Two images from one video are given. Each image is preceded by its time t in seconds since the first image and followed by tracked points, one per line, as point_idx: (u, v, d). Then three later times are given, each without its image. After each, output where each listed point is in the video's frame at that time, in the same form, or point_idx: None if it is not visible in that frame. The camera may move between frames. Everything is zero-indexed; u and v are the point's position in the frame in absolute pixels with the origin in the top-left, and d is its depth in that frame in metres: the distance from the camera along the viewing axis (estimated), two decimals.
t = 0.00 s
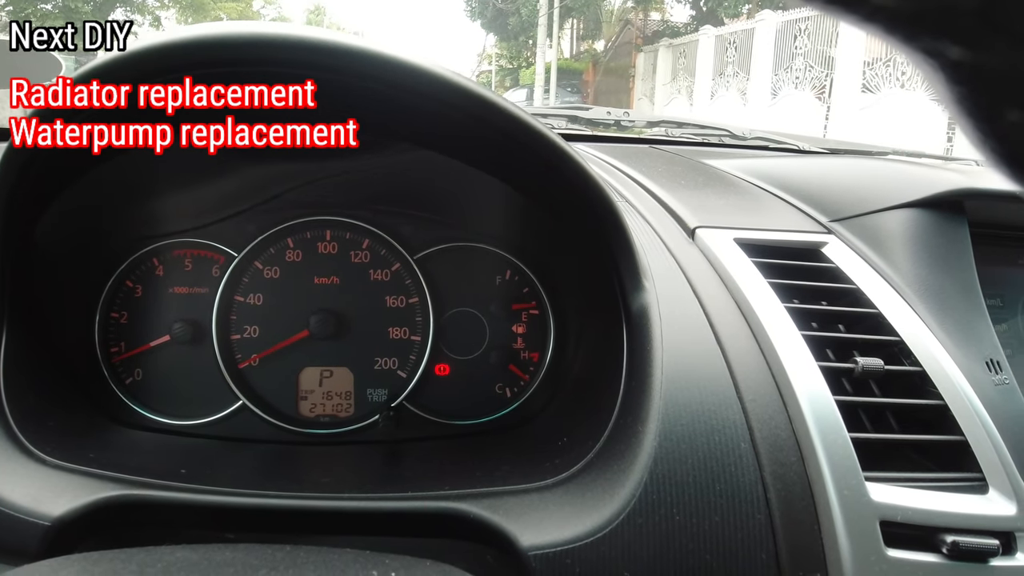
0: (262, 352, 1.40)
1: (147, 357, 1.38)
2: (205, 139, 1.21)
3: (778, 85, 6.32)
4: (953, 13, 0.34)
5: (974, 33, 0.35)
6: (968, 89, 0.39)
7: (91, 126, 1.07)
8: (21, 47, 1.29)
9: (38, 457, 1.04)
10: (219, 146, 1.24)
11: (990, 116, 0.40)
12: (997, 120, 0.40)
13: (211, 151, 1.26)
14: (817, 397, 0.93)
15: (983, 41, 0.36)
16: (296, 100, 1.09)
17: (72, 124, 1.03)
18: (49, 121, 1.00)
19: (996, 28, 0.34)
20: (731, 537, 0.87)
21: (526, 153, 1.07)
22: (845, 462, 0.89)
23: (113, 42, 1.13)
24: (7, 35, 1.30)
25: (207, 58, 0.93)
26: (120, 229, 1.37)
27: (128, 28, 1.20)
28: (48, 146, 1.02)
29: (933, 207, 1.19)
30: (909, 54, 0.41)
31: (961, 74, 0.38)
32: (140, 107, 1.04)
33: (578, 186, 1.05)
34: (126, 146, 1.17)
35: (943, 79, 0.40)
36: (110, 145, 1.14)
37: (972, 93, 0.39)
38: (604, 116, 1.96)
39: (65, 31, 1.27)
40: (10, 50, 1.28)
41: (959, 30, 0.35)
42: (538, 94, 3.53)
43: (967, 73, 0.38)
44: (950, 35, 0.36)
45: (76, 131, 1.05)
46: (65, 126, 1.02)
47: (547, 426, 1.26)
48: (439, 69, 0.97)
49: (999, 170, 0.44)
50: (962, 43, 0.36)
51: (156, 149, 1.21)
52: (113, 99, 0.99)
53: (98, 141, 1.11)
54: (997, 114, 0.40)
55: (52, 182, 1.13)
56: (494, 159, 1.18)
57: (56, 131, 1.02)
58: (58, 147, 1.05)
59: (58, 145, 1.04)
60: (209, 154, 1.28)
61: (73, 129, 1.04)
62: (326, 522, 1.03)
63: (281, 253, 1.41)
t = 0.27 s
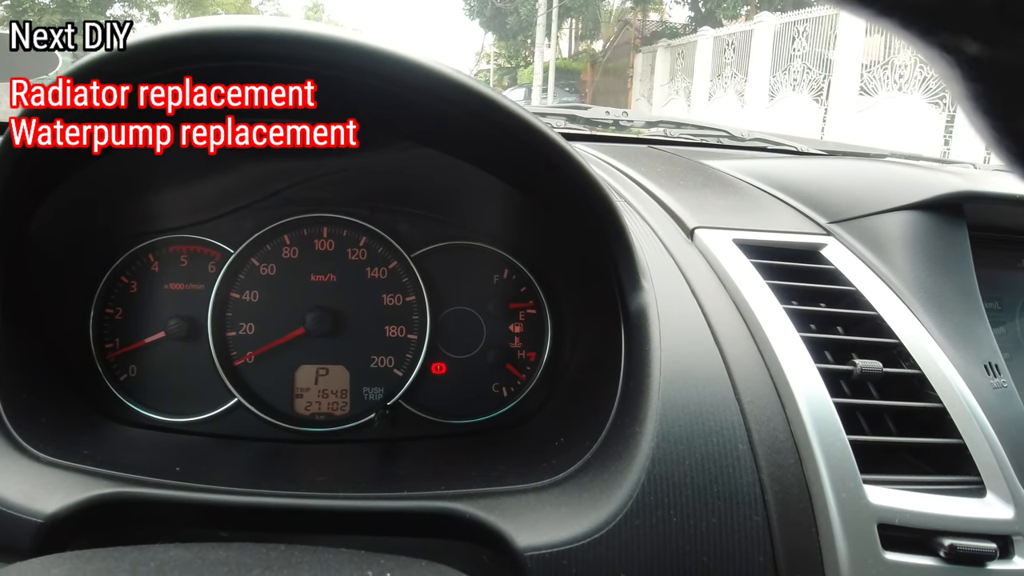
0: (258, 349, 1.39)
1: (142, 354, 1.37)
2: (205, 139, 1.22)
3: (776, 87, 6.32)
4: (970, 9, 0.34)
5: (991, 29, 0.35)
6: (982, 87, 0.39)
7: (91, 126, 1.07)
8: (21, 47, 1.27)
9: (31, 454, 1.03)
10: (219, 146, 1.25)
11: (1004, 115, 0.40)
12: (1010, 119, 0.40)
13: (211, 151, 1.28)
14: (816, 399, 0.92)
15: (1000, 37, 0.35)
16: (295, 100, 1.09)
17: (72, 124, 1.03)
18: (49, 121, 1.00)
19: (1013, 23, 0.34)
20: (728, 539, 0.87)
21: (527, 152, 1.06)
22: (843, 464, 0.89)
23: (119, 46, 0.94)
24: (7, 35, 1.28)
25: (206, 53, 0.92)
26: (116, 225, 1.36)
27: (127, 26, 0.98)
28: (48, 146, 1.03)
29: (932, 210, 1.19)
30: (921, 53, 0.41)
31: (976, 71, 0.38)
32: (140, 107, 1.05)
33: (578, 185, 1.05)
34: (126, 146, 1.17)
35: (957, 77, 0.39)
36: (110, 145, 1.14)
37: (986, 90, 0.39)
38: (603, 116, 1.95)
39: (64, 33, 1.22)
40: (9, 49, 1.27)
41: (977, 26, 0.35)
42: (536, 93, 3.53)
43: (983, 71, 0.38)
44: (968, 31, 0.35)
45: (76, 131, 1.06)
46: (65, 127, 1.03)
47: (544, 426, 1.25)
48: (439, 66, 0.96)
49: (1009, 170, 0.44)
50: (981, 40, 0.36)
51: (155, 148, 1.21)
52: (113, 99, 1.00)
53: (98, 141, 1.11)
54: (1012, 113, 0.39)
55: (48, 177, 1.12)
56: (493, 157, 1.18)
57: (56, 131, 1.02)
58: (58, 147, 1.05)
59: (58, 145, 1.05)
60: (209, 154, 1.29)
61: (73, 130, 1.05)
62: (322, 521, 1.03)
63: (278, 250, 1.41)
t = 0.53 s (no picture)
0: (260, 346, 1.39)
1: (144, 351, 1.37)
2: (205, 139, 1.23)
3: (778, 85, 6.32)
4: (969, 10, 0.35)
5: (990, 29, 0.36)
6: (979, 88, 0.40)
7: (91, 126, 1.08)
8: (21, 47, 1.27)
9: (33, 450, 1.03)
10: (219, 146, 1.26)
11: (1002, 114, 0.41)
12: (1009, 118, 0.41)
13: (211, 151, 1.28)
14: (816, 397, 0.93)
15: (998, 38, 0.36)
16: (295, 100, 1.10)
17: (72, 124, 1.03)
18: (49, 121, 1.00)
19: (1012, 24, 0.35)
20: (728, 537, 0.87)
21: (528, 150, 1.06)
22: (843, 462, 0.89)
23: (111, 42, 0.95)
24: (6, 35, 1.27)
25: (208, 50, 0.92)
26: (118, 222, 1.36)
27: (128, 26, 0.96)
28: (48, 146, 1.03)
29: (934, 208, 1.19)
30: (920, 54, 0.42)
31: (974, 72, 0.39)
32: (140, 107, 1.06)
33: (579, 183, 1.05)
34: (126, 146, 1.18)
35: (955, 78, 0.40)
36: (110, 145, 1.15)
37: (985, 90, 0.39)
38: (605, 114, 1.95)
39: (65, 33, 1.22)
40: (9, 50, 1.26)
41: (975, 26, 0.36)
42: (538, 90, 3.52)
43: (982, 72, 0.38)
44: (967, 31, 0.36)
45: (76, 130, 1.06)
46: (65, 126, 1.03)
47: (544, 423, 1.26)
48: (440, 64, 0.96)
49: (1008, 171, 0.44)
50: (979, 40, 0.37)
51: (155, 148, 1.22)
52: (113, 99, 1.01)
53: (98, 141, 1.12)
54: (1011, 114, 0.40)
55: (50, 174, 1.13)
56: (495, 155, 1.18)
57: (56, 131, 1.02)
58: (58, 146, 1.05)
59: (58, 145, 1.05)
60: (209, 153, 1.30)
61: (73, 130, 1.05)
62: (323, 518, 1.03)
63: (279, 247, 1.41)
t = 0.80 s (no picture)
0: (266, 345, 1.40)
1: (150, 349, 1.38)
2: (205, 139, 1.23)
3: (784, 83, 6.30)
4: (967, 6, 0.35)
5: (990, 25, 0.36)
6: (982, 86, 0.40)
7: (91, 126, 1.07)
8: (21, 47, 1.30)
9: (40, 448, 1.04)
10: (219, 146, 1.26)
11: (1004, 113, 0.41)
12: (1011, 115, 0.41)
13: (211, 151, 1.28)
14: (821, 395, 0.93)
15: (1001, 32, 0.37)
16: (295, 100, 1.11)
17: (72, 124, 1.03)
18: (49, 121, 1.00)
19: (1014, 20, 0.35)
20: (733, 535, 0.87)
21: (533, 148, 1.06)
22: (848, 460, 0.89)
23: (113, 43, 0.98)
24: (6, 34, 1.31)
25: (213, 50, 0.93)
26: (125, 221, 1.37)
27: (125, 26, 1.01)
28: (48, 146, 1.03)
29: (939, 207, 1.19)
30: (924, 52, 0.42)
31: (979, 68, 0.39)
32: (140, 107, 1.06)
33: (584, 182, 1.05)
34: (126, 146, 1.18)
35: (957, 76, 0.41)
36: (110, 145, 1.15)
37: (988, 87, 0.40)
38: (609, 112, 1.95)
39: (64, 33, 1.26)
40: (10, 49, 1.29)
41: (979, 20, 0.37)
42: (543, 89, 3.52)
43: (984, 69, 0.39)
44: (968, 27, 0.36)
45: (76, 131, 1.05)
46: (65, 127, 1.03)
47: (549, 422, 1.26)
48: (444, 62, 0.96)
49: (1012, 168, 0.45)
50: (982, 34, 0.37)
51: (155, 148, 1.22)
52: (113, 99, 1.00)
53: (98, 141, 1.11)
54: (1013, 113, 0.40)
55: (57, 173, 1.13)
56: (499, 154, 1.18)
57: (56, 131, 1.02)
58: (58, 146, 1.05)
59: (58, 145, 1.05)
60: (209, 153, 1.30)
61: (73, 130, 1.05)
62: (329, 515, 1.03)
63: (285, 246, 1.41)
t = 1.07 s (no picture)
0: (267, 348, 1.40)
1: (153, 352, 1.38)
2: (205, 139, 1.24)
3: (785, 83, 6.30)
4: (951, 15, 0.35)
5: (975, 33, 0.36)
6: (970, 93, 0.40)
7: (91, 126, 1.08)
8: (21, 47, 1.31)
9: (43, 452, 1.04)
10: (219, 146, 1.27)
11: (992, 119, 0.41)
12: (1000, 122, 0.41)
13: (211, 151, 1.28)
14: (821, 397, 0.93)
15: (985, 44, 0.37)
16: (295, 100, 1.10)
17: (72, 124, 1.03)
18: (48, 121, 1.00)
19: (998, 30, 0.35)
20: (733, 537, 0.87)
21: (533, 151, 1.07)
22: (848, 462, 0.89)
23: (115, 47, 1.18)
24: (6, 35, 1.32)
25: (213, 55, 0.93)
26: (127, 225, 1.38)
27: (126, 25, 1.22)
28: (48, 146, 1.03)
29: (939, 208, 1.19)
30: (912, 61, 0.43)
31: (963, 78, 0.39)
32: (140, 107, 1.06)
33: (583, 184, 1.05)
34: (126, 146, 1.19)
35: (944, 83, 0.41)
36: (110, 145, 1.15)
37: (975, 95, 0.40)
38: (610, 114, 1.95)
39: (64, 33, 1.29)
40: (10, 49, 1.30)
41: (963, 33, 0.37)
42: (544, 90, 3.52)
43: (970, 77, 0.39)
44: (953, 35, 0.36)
45: (76, 130, 1.06)
46: (65, 126, 1.03)
47: (551, 424, 1.26)
48: (443, 66, 0.97)
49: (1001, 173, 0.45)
50: (965, 47, 0.37)
51: (155, 148, 1.23)
52: (113, 99, 1.01)
53: (98, 141, 1.12)
54: (999, 116, 0.41)
55: (59, 178, 1.14)
56: (499, 157, 1.18)
57: (56, 131, 1.02)
58: (57, 146, 1.05)
59: (57, 145, 1.05)
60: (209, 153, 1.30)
61: (73, 130, 1.05)
62: (330, 518, 1.04)
63: (286, 249, 1.42)
